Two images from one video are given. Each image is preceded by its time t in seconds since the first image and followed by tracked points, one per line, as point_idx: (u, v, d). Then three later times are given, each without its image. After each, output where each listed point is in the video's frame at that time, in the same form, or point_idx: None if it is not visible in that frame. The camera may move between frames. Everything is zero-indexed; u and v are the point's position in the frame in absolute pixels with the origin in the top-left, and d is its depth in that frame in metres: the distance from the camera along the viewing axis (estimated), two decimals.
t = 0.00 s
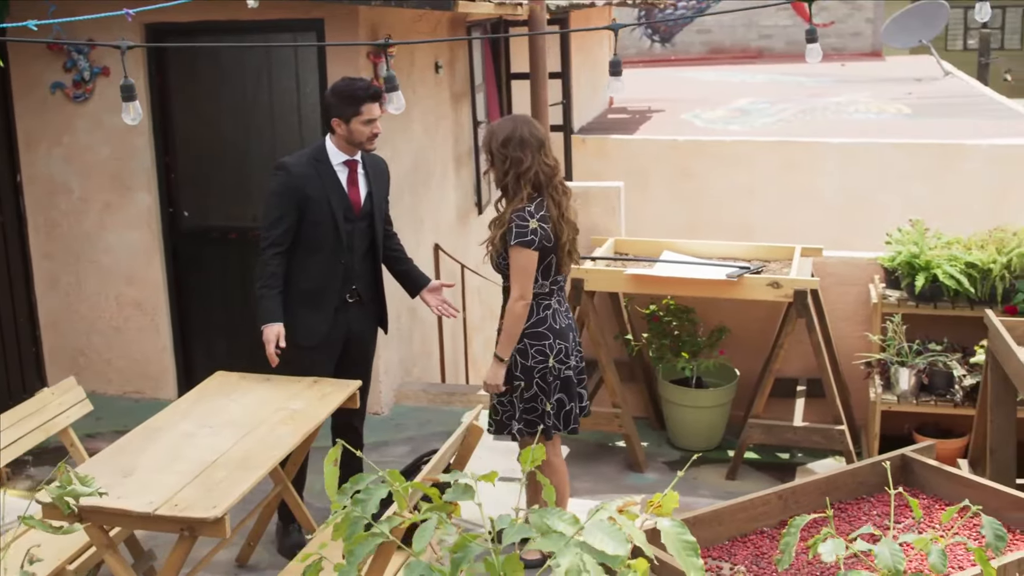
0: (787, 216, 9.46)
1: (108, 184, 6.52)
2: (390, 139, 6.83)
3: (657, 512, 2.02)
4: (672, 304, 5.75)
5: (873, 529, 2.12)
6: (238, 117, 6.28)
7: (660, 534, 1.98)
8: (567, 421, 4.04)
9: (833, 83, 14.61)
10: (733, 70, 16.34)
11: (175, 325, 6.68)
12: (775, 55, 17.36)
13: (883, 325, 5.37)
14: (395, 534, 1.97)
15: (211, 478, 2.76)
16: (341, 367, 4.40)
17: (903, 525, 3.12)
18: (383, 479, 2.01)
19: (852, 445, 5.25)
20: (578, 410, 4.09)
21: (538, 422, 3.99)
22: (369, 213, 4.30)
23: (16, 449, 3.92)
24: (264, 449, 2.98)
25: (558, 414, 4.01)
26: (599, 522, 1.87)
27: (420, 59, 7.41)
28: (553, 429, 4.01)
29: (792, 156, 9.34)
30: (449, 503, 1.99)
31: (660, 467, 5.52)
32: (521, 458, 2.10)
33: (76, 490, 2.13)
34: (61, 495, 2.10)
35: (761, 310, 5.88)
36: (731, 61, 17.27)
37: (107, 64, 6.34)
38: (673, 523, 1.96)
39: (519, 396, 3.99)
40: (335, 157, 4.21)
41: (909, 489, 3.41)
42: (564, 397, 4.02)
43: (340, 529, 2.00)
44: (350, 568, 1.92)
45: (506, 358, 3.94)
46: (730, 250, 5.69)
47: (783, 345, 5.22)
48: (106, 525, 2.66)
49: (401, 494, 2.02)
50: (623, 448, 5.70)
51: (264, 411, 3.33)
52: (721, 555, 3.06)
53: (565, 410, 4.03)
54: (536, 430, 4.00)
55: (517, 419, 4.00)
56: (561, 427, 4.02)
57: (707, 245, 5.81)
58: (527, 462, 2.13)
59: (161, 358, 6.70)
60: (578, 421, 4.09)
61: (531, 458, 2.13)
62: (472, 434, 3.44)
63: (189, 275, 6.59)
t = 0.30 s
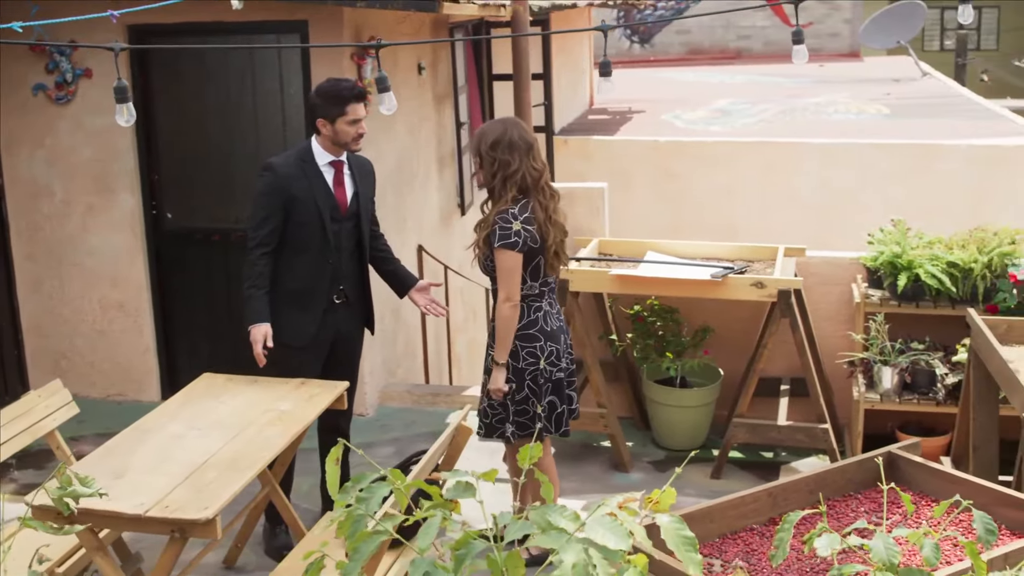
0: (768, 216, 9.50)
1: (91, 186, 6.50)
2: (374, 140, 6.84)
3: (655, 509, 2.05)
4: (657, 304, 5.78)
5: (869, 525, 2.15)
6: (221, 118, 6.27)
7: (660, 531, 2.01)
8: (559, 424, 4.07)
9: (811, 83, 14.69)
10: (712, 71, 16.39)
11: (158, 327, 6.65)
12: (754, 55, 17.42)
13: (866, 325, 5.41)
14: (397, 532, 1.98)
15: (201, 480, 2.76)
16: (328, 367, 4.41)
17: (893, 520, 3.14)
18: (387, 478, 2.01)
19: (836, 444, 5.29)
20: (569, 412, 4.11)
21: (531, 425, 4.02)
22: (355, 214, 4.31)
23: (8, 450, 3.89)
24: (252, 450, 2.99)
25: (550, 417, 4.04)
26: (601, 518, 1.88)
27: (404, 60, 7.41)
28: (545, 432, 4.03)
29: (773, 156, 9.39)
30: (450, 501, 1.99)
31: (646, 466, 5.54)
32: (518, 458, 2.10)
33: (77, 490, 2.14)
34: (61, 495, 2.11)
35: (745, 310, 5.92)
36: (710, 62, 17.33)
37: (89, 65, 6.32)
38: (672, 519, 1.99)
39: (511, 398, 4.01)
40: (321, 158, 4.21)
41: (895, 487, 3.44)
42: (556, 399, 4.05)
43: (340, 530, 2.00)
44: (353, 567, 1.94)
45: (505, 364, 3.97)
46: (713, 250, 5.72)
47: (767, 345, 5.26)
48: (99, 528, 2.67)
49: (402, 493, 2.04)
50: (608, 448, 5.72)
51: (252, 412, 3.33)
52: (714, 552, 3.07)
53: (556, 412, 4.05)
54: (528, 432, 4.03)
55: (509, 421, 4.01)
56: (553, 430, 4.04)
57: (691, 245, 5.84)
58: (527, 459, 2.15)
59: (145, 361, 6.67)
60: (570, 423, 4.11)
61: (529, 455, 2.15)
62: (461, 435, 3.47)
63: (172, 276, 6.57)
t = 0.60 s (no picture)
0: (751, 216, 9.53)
1: (76, 185, 6.48)
2: (359, 139, 6.84)
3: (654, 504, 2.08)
4: (643, 302, 5.81)
5: (865, 516, 2.19)
6: (206, 117, 6.26)
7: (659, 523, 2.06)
8: (552, 424, 4.10)
9: (792, 82, 14.77)
10: (693, 70, 16.44)
11: (143, 327, 6.64)
12: (734, 54, 17.48)
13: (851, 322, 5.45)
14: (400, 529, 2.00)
15: (193, 479, 2.77)
16: (317, 366, 4.42)
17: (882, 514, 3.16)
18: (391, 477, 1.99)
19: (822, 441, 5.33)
20: (562, 413, 4.13)
21: (521, 425, 4.03)
22: (343, 212, 4.32)
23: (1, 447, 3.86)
24: (243, 450, 2.99)
25: (542, 417, 4.07)
26: (602, 511, 1.88)
27: (389, 59, 7.41)
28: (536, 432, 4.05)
29: (755, 154, 9.43)
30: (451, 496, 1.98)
31: (633, 464, 5.57)
32: (519, 451, 2.08)
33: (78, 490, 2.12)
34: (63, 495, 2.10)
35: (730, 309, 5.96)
36: (690, 61, 17.38)
37: (74, 65, 6.30)
38: (671, 512, 2.03)
39: (501, 398, 4.03)
40: (309, 156, 4.22)
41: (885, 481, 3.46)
42: (548, 400, 4.06)
43: (345, 524, 2.00)
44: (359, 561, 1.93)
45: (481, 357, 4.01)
46: (698, 249, 5.75)
47: (753, 342, 5.29)
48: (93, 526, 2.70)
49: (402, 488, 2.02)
50: (595, 446, 5.75)
51: (243, 411, 3.34)
52: (707, 548, 3.08)
53: (549, 413, 4.08)
54: (518, 432, 4.04)
55: (499, 421, 4.04)
56: (546, 431, 4.07)
57: (677, 244, 5.86)
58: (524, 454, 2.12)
59: (130, 361, 6.65)
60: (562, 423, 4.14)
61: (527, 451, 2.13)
62: (451, 433, 3.49)
63: (157, 276, 6.55)
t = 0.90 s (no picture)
0: (737, 215, 9.54)
1: (64, 185, 6.46)
2: (348, 138, 6.84)
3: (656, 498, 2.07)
4: (633, 301, 5.84)
5: (863, 509, 2.18)
6: (195, 117, 6.25)
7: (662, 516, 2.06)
8: (540, 424, 4.11)
9: (777, 81, 14.81)
10: (677, 69, 16.48)
11: (132, 327, 6.62)
12: (718, 54, 17.51)
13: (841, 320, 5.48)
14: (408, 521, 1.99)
15: (188, 480, 2.78)
16: (308, 365, 4.44)
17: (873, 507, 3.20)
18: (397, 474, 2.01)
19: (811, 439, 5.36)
20: (551, 413, 4.14)
21: (507, 424, 4.04)
22: (334, 211, 4.34)
23: None
24: (237, 449, 3.01)
25: (529, 417, 4.06)
26: (608, 503, 1.89)
27: (378, 58, 7.43)
28: (523, 431, 4.06)
29: (742, 153, 9.44)
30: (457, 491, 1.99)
31: (623, 462, 5.59)
32: (519, 446, 2.09)
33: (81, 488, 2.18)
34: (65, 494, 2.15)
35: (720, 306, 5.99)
36: (674, 60, 17.42)
37: (62, 64, 6.29)
38: (674, 504, 2.02)
39: (488, 395, 4.05)
40: (301, 154, 4.23)
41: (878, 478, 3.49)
42: (535, 400, 4.07)
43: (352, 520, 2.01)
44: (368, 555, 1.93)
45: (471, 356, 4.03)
46: (688, 247, 5.78)
47: (743, 340, 5.32)
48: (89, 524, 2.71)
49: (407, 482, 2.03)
50: (585, 444, 5.76)
51: (236, 409, 3.34)
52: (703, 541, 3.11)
53: (536, 413, 4.08)
54: (504, 431, 4.05)
55: (485, 419, 4.06)
56: (530, 429, 4.07)
57: (667, 243, 5.88)
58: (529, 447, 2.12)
59: (118, 361, 6.63)
60: (553, 424, 4.14)
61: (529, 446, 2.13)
62: (445, 430, 3.53)
63: (145, 276, 6.53)
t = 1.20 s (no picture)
0: (724, 212, 9.53)
1: (53, 184, 6.44)
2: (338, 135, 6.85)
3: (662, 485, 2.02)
4: (624, 298, 5.87)
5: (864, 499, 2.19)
6: (185, 114, 6.24)
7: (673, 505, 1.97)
8: (536, 417, 4.13)
9: (761, 79, 14.85)
10: (663, 68, 16.51)
11: (121, 325, 6.60)
12: (703, 52, 17.54)
13: (830, 317, 5.53)
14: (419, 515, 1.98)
15: (186, 478, 2.79)
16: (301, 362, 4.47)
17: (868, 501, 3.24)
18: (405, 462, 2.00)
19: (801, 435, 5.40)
20: (547, 405, 4.17)
21: (505, 417, 4.06)
22: (326, 207, 4.35)
23: None
24: (233, 446, 3.02)
25: (526, 410, 4.10)
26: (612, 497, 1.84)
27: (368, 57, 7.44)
28: (521, 424, 4.09)
29: (730, 152, 9.45)
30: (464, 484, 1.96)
31: (614, 459, 5.61)
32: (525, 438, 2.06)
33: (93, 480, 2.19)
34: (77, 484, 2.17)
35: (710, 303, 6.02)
36: (659, 58, 17.43)
37: (51, 62, 6.26)
38: (683, 492, 1.94)
39: (486, 389, 4.07)
40: (295, 149, 4.25)
41: (871, 471, 3.52)
42: (532, 392, 4.10)
43: (363, 512, 2.00)
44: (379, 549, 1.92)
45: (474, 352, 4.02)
46: (678, 244, 5.81)
47: (734, 336, 5.35)
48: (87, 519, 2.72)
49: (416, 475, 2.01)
50: (576, 440, 5.78)
51: (231, 407, 3.35)
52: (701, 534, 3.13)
53: (533, 406, 4.11)
54: (503, 424, 4.07)
55: (483, 413, 4.08)
56: (529, 422, 4.10)
57: (657, 240, 5.91)
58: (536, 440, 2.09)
59: (108, 360, 6.62)
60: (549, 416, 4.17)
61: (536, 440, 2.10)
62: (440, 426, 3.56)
63: (135, 274, 6.51)
